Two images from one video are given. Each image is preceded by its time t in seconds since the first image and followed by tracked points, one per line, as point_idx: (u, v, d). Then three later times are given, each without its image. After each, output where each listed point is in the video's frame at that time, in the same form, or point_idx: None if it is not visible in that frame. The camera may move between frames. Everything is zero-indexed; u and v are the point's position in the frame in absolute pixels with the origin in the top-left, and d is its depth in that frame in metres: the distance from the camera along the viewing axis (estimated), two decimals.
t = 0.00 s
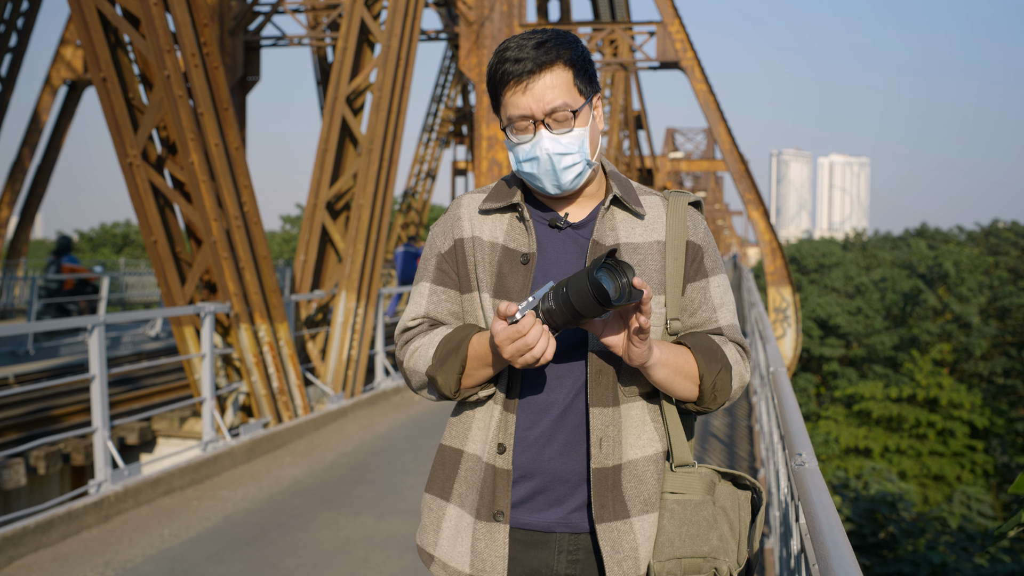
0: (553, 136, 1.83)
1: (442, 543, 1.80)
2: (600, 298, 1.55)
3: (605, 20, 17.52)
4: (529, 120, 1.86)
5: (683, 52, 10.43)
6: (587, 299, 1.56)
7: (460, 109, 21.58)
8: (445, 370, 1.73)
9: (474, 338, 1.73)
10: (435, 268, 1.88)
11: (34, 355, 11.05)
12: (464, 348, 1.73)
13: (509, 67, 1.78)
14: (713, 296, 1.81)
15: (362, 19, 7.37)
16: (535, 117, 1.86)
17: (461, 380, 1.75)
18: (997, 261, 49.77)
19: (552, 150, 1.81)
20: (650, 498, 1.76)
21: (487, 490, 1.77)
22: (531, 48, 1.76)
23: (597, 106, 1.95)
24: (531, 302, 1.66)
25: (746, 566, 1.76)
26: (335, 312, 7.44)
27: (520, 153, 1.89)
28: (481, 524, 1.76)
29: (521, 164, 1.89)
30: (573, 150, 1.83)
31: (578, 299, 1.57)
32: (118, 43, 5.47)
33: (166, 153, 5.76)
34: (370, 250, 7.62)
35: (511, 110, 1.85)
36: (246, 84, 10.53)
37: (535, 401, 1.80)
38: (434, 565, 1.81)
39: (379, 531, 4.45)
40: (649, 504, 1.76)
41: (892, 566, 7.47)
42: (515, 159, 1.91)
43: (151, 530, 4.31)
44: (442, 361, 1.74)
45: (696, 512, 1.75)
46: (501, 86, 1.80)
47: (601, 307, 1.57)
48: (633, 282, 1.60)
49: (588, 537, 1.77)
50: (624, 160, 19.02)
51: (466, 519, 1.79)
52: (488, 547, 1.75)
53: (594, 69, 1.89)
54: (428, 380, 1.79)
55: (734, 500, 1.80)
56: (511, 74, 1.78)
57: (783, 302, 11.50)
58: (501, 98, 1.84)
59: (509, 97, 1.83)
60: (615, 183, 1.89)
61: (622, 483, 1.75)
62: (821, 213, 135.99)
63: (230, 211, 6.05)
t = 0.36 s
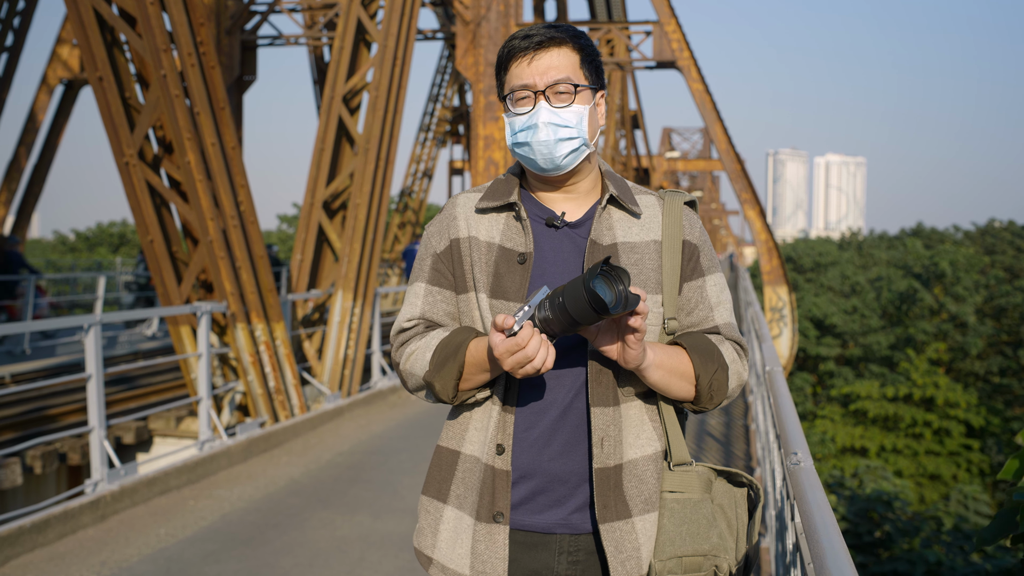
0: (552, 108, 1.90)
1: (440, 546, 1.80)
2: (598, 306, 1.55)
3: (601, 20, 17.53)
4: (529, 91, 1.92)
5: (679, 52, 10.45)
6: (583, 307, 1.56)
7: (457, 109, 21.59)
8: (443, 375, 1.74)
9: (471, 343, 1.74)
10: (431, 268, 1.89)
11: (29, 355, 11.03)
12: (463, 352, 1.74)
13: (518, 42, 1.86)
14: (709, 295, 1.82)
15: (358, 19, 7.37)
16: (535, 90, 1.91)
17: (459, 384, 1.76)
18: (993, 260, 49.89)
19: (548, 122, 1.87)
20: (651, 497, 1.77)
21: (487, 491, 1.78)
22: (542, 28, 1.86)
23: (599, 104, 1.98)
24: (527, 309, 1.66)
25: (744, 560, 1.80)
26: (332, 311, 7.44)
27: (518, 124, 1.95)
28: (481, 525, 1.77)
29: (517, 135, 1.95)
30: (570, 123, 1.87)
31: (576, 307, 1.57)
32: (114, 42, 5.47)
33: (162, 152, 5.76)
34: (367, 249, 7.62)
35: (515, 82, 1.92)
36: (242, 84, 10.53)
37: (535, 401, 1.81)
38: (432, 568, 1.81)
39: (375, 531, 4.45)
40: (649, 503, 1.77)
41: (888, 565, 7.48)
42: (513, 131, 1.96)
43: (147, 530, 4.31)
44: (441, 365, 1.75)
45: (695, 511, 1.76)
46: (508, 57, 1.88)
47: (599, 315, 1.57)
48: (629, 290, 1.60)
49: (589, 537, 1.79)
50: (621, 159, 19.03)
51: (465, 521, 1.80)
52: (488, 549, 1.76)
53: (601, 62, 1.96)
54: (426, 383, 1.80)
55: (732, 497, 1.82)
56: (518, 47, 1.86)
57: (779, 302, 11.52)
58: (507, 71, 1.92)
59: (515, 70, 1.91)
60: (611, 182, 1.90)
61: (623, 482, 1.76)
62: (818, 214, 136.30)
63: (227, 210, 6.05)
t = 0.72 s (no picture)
0: (551, 105, 1.90)
1: (440, 544, 1.81)
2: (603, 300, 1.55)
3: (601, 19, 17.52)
4: (529, 87, 1.92)
5: (679, 51, 10.46)
6: (587, 300, 1.56)
7: (456, 108, 21.57)
8: (444, 372, 1.74)
9: (473, 340, 1.74)
10: (431, 266, 1.90)
11: (29, 354, 11.03)
12: (464, 348, 1.74)
13: (518, 39, 1.87)
14: (708, 294, 1.82)
15: (358, 18, 7.37)
16: (536, 86, 1.91)
17: (460, 382, 1.76)
18: (992, 259, 49.94)
19: (546, 119, 1.87)
20: (650, 496, 1.77)
21: (487, 489, 1.78)
22: (543, 26, 1.86)
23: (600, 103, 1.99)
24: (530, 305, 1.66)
25: (743, 559, 1.80)
26: (331, 310, 7.44)
27: (517, 121, 1.96)
28: (481, 524, 1.77)
29: (516, 131, 1.95)
30: (568, 120, 1.87)
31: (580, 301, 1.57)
32: (113, 41, 5.46)
33: (161, 151, 5.76)
34: (366, 249, 7.62)
35: (516, 78, 1.92)
36: (242, 83, 10.52)
37: (535, 399, 1.82)
38: (432, 567, 1.82)
39: (374, 530, 4.45)
40: (649, 502, 1.77)
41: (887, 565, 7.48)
42: (512, 128, 1.96)
43: (146, 529, 4.31)
44: (442, 362, 1.75)
45: (694, 509, 1.77)
46: (509, 53, 1.89)
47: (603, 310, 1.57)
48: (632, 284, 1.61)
49: (589, 537, 1.79)
50: (621, 159, 19.03)
51: (465, 519, 1.80)
52: (489, 547, 1.76)
53: (603, 62, 1.97)
54: (427, 381, 1.80)
55: (731, 496, 1.82)
56: (519, 44, 1.87)
57: (778, 301, 11.52)
58: (508, 66, 1.93)
59: (516, 67, 1.91)
60: (609, 182, 1.91)
61: (623, 481, 1.76)
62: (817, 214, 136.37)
63: (226, 210, 6.05)
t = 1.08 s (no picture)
0: (546, 106, 1.89)
1: (445, 542, 1.81)
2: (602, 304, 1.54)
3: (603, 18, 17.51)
4: (525, 90, 1.93)
5: (681, 51, 10.45)
6: (587, 306, 1.55)
7: (458, 108, 21.58)
8: (449, 374, 1.74)
9: (478, 341, 1.74)
10: (435, 266, 1.90)
11: (31, 353, 11.05)
12: (469, 350, 1.74)
13: (516, 43, 1.89)
14: (710, 293, 1.82)
15: (360, 18, 7.37)
16: (531, 88, 1.92)
17: (465, 382, 1.76)
18: (995, 259, 49.87)
19: (541, 120, 1.87)
20: (652, 494, 1.76)
21: (490, 487, 1.78)
22: (541, 30, 1.87)
23: (600, 104, 1.99)
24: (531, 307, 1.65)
25: (746, 558, 1.80)
26: (333, 310, 7.45)
27: (515, 123, 1.96)
28: (484, 522, 1.77)
29: (514, 134, 1.95)
30: (563, 121, 1.86)
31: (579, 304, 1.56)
32: (116, 41, 5.47)
33: (164, 151, 5.77)
34: (368, 248, 7.63)
35: (512, 81, 1.94)
36: (245, 83, 10.53)
37: (536, 398, 1.82)
38: (436, 565, 1.82)
39: (377, 529, 4.46)
40: (651, 500, 1.76)
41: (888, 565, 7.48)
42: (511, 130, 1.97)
43: (149, 529, 4.31)
44: (446, 364, 1.75)
45: (696, 508, 1.76)
46: (507, 58, 1.91)
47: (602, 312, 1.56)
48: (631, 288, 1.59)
49: (591, 535, 1.79)
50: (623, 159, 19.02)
51: (469, 517, 1.80)
52: (492, 545, 1.76)
53: (603, 64, 1.96)
54: (432, 382, 1.80)
55: (734, 494, 1.82)
56: (516, 48, 1.89)
57: (781, 301, 11.51)
58: (506, 71, 1.95)
59: (514, 71, 1.93)
60: (612, 181, 1.91)
61: (625, 479, 1.75)
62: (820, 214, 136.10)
63: (229, 209, 6.05)
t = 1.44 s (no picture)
0: (541, 111, 1.90)
1: (443, 541, 1.80)
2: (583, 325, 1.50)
3: (605, 18, 17.51)
4: (523, 94, 1.94)
5: (684, 51, 10.44)
6: (569, 326, 1.52)
7: (461, 109, 21.58)
8: (446, 379, 1.74)
9: (475, 345, 1.74)
10: (436, 267, 1.89)
11: (34, 353, 11.07)
12: (465, 354, 1.73)
13: (515, 45, 1.90)
14: (710, 298, 1.82)
15: (363, 19, 7.37)
16: (528, 92, 1.93)
17: (462, 386, 1.76)
18: (998, 260, 49.80)
19: (536, 123, 1.88)
20: (652, 496, 1.75)
21: (487, 487, 1.77)
22: (540, 33, 1.87)
23: (601, 106, 1.98)
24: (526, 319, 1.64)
25: (746, 561, 1.79)
26: (335, 310, 7.45)
27: (513, 126, 1.99)
28: (482, 522, 1.76)
29: (514, 138, 1.97)
30: (558, 126, 1.87)
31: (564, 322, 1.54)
32: (119, 42, 5.47)
33: (167, 151, 5.77)
34: (371, 249, 7.62)
35: (512, 83, 1.96)
36: (247, 84, 10.54)
37: (534, 401, 1.81)
38: (435, 564, 1.81)
39: (379, 530, 4.45)
40: (650, 502, 1.75)
41: (892, 566, 7.46)
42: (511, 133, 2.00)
43: (151, 529, 4.31)
44: (444, 368, 1.75)
45: (695, 510, 1.76)
46: (507, 60, 1.93)
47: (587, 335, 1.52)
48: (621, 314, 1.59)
49: (589, 535, 1.78)
50: (625, 159, 19.02)
51: (466, 517, 1.79)
52: (488, 545, 1.75)
53: (605, 66, 1.95)
54: (430, 385, 1.80)
55: (733, 497, 1.82)
56: (515, 51, 1.90)
57: (783, 301, 11.49)
58: (508, 73, 1.97)
59: (514, 74, 1.95)
60: (614, 185, 1.90)
61: (624, 481, 1.74)
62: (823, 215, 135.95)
63: (231, 209, 6.05)
